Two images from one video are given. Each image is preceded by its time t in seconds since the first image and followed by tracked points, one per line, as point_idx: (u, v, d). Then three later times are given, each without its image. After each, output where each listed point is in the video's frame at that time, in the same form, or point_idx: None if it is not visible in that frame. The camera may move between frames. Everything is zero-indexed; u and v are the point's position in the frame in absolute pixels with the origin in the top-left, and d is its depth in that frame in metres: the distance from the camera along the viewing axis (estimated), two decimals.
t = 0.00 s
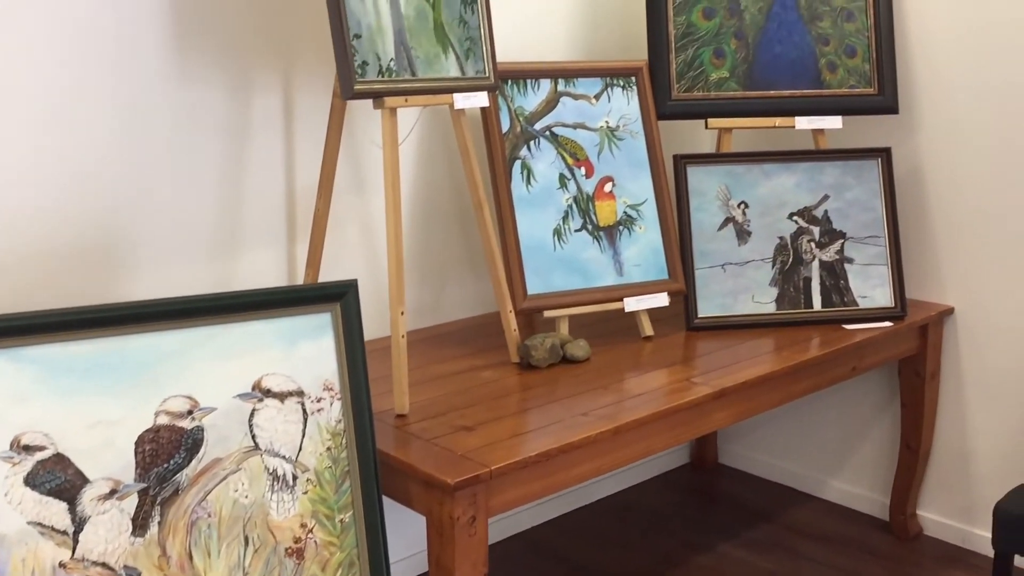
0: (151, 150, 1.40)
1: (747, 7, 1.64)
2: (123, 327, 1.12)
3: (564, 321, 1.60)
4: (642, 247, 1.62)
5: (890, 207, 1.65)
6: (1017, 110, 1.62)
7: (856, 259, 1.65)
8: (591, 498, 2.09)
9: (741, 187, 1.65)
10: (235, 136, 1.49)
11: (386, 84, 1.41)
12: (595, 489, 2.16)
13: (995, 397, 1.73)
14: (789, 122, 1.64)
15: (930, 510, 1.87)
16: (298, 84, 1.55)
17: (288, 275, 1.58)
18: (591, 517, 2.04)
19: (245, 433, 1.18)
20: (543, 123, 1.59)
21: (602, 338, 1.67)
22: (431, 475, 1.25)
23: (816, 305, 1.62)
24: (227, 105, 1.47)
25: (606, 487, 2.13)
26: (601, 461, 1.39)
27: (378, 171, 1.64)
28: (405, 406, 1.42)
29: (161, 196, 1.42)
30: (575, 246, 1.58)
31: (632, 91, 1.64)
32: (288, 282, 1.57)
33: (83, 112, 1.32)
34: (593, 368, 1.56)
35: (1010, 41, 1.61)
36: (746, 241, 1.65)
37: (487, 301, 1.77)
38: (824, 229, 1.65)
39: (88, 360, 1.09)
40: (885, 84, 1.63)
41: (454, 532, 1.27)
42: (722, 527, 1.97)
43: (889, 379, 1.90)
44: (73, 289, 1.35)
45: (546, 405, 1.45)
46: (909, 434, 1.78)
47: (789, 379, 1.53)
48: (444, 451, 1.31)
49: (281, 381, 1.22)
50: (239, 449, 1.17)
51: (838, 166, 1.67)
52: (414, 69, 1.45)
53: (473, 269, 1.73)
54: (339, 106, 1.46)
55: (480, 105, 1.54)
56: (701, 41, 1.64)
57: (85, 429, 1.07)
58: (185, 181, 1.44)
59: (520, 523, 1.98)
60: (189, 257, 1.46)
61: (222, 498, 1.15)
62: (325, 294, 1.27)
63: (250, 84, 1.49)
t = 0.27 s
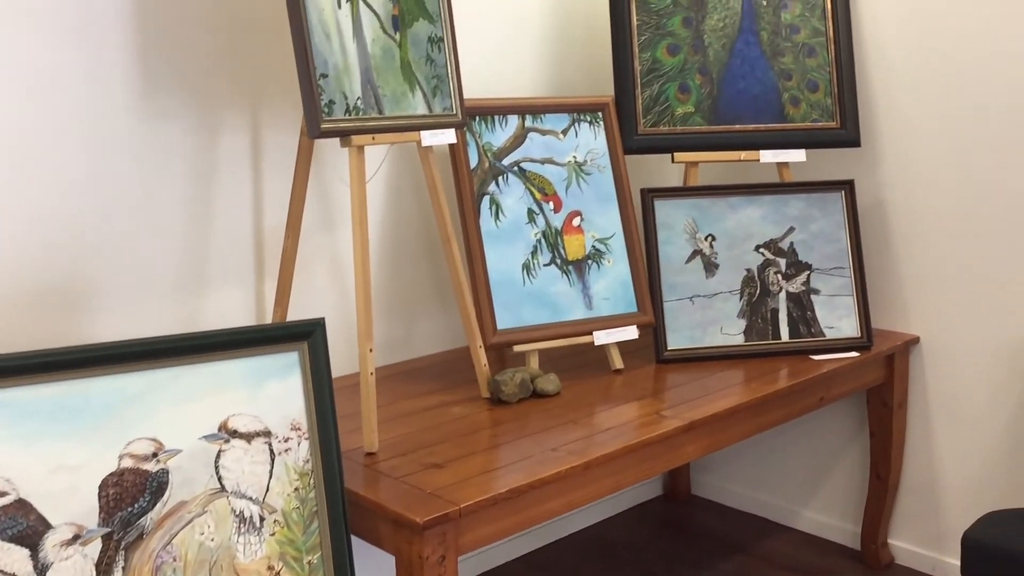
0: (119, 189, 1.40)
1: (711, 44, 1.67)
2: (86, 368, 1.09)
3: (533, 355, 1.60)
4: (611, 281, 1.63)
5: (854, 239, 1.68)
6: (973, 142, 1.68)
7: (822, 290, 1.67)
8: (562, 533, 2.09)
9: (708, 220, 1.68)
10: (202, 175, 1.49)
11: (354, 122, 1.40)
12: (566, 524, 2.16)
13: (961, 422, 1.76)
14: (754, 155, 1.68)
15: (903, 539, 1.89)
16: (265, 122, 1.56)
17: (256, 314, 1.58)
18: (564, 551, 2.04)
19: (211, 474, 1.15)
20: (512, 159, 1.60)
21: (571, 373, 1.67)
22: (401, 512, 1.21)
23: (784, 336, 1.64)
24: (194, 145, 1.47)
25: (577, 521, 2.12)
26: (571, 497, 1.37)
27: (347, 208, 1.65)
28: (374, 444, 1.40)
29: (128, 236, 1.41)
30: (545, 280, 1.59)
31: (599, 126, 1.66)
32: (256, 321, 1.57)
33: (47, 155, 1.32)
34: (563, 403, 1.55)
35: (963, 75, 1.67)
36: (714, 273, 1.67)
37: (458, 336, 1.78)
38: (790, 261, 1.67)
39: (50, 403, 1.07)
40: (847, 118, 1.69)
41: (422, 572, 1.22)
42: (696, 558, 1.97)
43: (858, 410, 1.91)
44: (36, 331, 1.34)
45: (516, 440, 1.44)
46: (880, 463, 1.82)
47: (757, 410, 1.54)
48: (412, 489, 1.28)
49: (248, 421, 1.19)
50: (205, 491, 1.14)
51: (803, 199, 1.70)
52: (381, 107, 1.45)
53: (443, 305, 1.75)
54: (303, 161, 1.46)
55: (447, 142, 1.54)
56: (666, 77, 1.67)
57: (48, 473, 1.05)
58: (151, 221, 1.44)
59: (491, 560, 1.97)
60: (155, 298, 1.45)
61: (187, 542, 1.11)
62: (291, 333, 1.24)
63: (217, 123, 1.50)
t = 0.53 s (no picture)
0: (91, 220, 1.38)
1: (684, 73, 1.70)
2: (54, 404, 1.07)
3: (510, 385, 1.59)
4: (587, 309, 1.63)
5: (828, 265, 1.70)
6: (942, 170, 1.71)
7: (797, 316, 1.69)
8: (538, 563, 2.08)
9: (683, 248, 1.69)
10: (175, 206, 1.48)
11: (329, 153, 1.39)
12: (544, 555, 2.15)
13: (936, 446, 1.77)
14: (728, 182, 1.70)
15: (882, 565, 1.90)
16: (239, 153, 1.56)
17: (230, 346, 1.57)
18: None
19: (183, 510, 1.12)
20: (487, 188, 1.60)
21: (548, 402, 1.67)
22: (376, 547, 1.18)
23: (760, 363, 1.66)
24: (167, 176, 1.47)
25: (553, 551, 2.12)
26: (548, 529, 1.34)
27: (322, 238, 1.65)
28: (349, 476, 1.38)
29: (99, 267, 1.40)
30: (521, 309, 1.59)
31: (574, 155, 1.67)
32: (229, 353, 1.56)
33: (18, 187, 1.31)
34: (539, 433, 1.54)
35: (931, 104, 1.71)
36: (689, 300, 1.68)
37: (433, 366, 1.79)
38: (765, 288, 1.69)
39: (16, 440, 1.04)
40: (819, 145, 1.72)
41: None
42: None
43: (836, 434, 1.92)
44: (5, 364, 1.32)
45: (492, 469, 1.42)
46: (857, 488, 1.83)
47: (734, 437, 1.54)
48: (388, 522, 1.26)
49: (220, 456, 1.16)
50: (176, 527, 1.11)
51: (777, 226, 1.72)
52: (355, 137, 1.43)
53: (419, 334, 1.76)
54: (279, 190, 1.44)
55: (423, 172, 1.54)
56: (640, 106, 1.69)
57: (14, 510, 1.02)
58: (124, 253, 1.43)
59: None
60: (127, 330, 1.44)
61: None
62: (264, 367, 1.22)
63: (191, 154, 1.49)
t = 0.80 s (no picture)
0: (68, 245, 1.37)
1: (664, 98, 1.74)
2: (27, 435, 1.05)
3: (491, 411, 1.58)
4: (569, 333, 1.63)
5: (808, 288, 1.72)
6: (919, 194, 1.72)
7: (779, 340, 1.71)
8: None
9: (665, 272, 1.72)
10: (154, 232, 1.47)
11: (308, 179, 1.37)
12: None
13: (917, 469, 1.78)
14: (708, 207, 1.74)
15: None
16: (220, 179, 1.56)
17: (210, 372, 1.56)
18: None
19: (160, 541, 1.09)
20: (469, 213, 1.61)
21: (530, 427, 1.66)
22: None
23: (742, 386, 1.67)
24: (146, 202, 1.46)
25: None
26: (530, 556, 1.31)
27: (303, 265, 1.65)
28: (330, 504, 1.35)
29: (77, 292, 1.39)
30: (504, 334, 1.58)
31: (555, 180, 1.69)
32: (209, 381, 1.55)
33: None
34: (521, 458, 1.52)
35: (907, 130, 1.73)
36: (671, 324, 1.70)
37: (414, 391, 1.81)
38: (747, 311, 1.71)
39: None
40: (798, 170, 1.74)
41: None
42: None
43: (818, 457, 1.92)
44: None
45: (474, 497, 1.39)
46: (840, 513, 1.84)
47: (716, 462, 1.53)
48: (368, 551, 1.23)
49: (198, 485, 1.14)
50: (153, 558, 1.08)
51: (757, 249, 1.74)
52: (336, 163, 1.42)
53: (401, 358, 1.78)
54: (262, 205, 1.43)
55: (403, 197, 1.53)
56: (620, 131, 1.73)
57: None
58: (102, 278, 1.42)
59: None
60: (105, 356, 1.43)
61: None
62: (243, 395, 1.19)
63: (171, 180, 1.49)
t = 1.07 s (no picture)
0: (51, 269, 1.36)
1: (649, 120, 1.76)
2: (7, 462, 1.02)
3: (478, 433, 1.57)
4: (555, 354, 1.63)
5: (793, 308, 1.74)
6: (902, 215, 1.74)
7: (765, 360, 1.72)
8: None
9: (651, 293, 1.73)
10: (138, 255, 1.46)
11: (295, 203, 1.36)
12: None
13: (903, 488, 1.78)
14: (694, 228, 1.75)
15: None
16: (205, 202, 1.55)
17: (194, 396, 1.55)
18: None
19: (142, 569, 1.07)
20: (454, 235, 1.61)
21: (516, 449, 1.66)
22: None
23: (728, 408, 1.68)
24: (130, 225, 1.45)
25: None
26: None
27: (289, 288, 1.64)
28: (314, 529, 1.33)
29: (60, 316, 1.38)
30: (490, 356, 1.58)
31: (541, 201, 1.70)
32: (193, 405, 1.54)
33: None
34: (508, 481, 1.51)
35: (889, 152, 1.75)
36: (657, 344, 1.71)
37: (400, 413, 1.81)
38: (733, 332, 1.72)
39: None
40: (782, 190, 1.77)
41: None
42: None
43: (805, 477, 1.92)
44: None
45: (461, 521, 1.37)
46: (827, 534, 1.84)
47: (702, 484, 1.53)
48: None
49: (181, 511, 1.12)
50: None
51: (743, 270, 1.76)
52: (321, 186, 1.41)
53: (386, 380, 1.78)
54: (246, 229, 1.42)
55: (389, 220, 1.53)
56: (606, 152, 1.74)
57: None
58: (85, 302, 1.41)
59: None
60: (89, 380, 1.41)
61: None
62: (227, 419, 1.17)
63: (155, 203, 1.48)
